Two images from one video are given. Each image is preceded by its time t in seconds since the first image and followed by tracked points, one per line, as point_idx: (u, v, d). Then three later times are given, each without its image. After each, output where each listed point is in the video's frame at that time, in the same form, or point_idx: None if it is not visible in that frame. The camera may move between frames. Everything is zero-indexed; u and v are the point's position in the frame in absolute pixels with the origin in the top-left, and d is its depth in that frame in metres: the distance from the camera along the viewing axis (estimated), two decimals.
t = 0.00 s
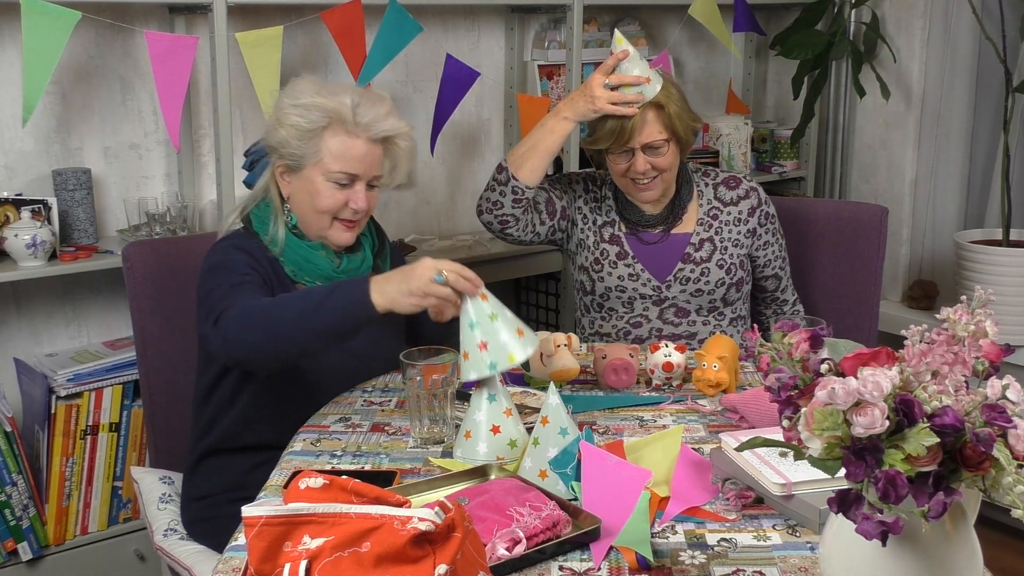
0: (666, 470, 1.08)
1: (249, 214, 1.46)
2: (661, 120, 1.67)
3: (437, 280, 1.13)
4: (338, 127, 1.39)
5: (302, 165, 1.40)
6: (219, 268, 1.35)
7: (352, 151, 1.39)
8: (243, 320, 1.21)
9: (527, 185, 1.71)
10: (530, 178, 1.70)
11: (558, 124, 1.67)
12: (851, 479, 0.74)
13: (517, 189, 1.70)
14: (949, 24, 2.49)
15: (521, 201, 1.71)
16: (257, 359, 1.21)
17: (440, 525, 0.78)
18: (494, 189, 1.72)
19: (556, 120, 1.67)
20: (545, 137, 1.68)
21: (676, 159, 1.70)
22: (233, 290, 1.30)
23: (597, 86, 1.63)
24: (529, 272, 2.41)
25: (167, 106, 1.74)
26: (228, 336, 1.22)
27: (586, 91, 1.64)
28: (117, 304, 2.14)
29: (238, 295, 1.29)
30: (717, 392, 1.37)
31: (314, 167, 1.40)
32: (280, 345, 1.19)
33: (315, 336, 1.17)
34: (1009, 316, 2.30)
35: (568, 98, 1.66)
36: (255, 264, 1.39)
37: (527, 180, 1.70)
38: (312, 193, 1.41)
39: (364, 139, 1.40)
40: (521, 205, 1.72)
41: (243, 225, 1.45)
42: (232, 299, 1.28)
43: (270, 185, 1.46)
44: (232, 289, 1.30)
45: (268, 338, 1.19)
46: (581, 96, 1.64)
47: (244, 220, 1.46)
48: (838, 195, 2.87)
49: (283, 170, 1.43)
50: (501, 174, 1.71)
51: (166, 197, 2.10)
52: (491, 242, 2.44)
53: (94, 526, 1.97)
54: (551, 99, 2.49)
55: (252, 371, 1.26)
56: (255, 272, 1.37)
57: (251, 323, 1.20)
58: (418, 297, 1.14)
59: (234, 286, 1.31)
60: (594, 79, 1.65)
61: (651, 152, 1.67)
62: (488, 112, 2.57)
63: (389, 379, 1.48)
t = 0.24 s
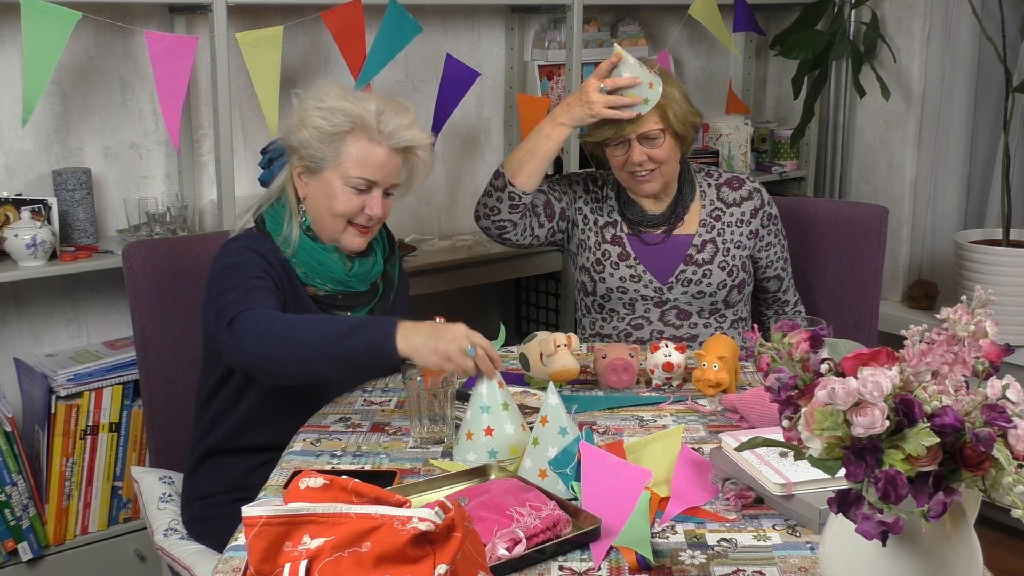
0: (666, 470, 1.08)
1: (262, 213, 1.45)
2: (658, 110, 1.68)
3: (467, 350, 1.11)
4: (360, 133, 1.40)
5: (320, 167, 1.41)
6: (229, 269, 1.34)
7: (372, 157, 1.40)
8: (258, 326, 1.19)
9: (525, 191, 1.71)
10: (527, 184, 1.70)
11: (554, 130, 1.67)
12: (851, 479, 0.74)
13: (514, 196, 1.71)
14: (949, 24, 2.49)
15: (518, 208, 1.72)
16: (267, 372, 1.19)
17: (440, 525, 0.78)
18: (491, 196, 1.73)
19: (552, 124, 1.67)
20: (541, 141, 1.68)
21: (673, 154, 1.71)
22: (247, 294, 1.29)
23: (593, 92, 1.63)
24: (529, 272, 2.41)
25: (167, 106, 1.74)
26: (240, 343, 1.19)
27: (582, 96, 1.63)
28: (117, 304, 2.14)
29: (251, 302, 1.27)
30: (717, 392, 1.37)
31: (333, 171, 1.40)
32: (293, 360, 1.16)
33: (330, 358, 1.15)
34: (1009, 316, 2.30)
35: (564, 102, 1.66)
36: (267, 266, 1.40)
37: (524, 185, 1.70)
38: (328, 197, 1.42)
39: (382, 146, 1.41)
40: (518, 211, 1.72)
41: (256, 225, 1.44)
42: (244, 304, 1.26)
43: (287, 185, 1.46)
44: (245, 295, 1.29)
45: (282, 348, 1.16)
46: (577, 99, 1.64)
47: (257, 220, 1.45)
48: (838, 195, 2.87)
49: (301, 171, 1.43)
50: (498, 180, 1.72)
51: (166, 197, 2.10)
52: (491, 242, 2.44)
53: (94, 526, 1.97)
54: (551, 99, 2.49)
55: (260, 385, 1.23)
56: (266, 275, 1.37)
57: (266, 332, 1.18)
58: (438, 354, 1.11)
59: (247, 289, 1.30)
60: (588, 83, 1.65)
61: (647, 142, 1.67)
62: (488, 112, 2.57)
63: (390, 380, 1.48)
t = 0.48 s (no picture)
0: (666, 470, 1.08)
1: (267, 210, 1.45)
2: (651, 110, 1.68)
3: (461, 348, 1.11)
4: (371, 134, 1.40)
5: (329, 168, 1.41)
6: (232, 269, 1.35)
7: (382, 159, 1.40)
8: (258, 329, 1.20)
9: (532, 184, 1.70)
10: (535, 177, 1.70)
11: (562, 122, 1.65)
12: (851, 479, 0.74)
13: (521, 188, 1.70)
14: (949, 23, 2.49)
15: (525, 201, 1.71)
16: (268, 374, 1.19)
17: (440, 524, 0.78)
18: (497, 189, 1.72)
19: (558, 117, 1.65)
20: (547, 136, 1.67)
21: (672, 153, 1.71)
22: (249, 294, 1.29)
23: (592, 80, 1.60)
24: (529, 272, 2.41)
25: (167, 105, 1.74)
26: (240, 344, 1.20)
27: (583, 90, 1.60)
28: (117, 304, 2.14)
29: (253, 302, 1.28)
30: (717, 392, 1.37)
31: (343, 171, 1.41)
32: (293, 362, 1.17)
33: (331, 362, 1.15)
34: (1009, 316, 2.30)
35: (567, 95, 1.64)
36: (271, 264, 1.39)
37: (531, 179, 1.70)
38: (336, 198, 1.42)
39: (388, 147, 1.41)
40: (525, 204, 1.72)
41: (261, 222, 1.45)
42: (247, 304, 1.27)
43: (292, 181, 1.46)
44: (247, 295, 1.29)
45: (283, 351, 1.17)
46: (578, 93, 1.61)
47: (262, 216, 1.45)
48: (838, 195, 2.87)
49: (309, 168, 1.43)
50: (504, 173, 1.71)
51: (166, 197, 2.10)
52: (491, 242, 2.44)
53: (94, 526, 1.97)
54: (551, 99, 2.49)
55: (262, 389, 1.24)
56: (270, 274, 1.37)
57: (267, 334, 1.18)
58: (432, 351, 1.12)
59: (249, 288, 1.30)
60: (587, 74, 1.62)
61: (641, 142, 1.67)
62: (488, 112, 2.57)
63: (390, 380, 1.48)
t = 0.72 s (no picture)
0: (666, 470, 1.08)
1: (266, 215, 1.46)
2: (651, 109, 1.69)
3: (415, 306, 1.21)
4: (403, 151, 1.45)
5: (361, 184, 1.44)
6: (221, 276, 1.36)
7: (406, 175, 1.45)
8: (230, 343, 1.26)
9: (534, 180, 1.70)
10: (537, 173, 1.70)
11: (564, 117, 1.65)
12: (851, 479, 0.74)
13: (524, 183, 1.70)
14: (949, 23, 2.49)
15: (529, 197, 1.71)
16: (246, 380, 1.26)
17: (440, 525, 0.78)
18: (500, 186, 1.72)
19: (560, 113, 1.65)
20: (548, 132, 1.67)
21: (672, 154, 1.71)
22: (227, 305, 1.32)
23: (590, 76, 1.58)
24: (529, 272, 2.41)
25: (167, 105, 1.74)
26: (212, 359, 1.26)
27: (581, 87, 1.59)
28: (117, 304, 2.14)
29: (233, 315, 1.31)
30: (717, 392, 1.37)
31: (374, 188, 1.45)
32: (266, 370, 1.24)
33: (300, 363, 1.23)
34: (1009, 316, 2.30)
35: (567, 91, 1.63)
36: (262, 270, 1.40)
37: (534, 175, 1.70)
38: (363, 213, 1.47)
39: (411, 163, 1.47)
40: (528, 201, 1.71)
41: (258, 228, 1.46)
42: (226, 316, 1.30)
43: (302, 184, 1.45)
44: (226, 307, 1.32)
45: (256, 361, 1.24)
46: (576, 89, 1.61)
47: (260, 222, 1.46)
48: (838, 194, 2.87)
49: (335, 180, 1.45)
50: (508, 169, 1.71)
51: (166, 197, 2.10)
52: (491, 242, 2.44)
53: (94, 526, 1.97)
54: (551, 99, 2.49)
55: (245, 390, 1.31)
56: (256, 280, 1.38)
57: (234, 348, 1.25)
58: (397, 322, 1.20)
59: (227, 298, 1.33)
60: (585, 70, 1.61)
61: (642, 142, 1.68)
62: (488, 112, 2.57)
63: (390, 379, 1.48)
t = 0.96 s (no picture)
0: (665, 470, 1.08)
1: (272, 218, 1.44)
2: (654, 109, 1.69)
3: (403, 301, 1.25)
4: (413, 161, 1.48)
5: (373, 191, 1.46)
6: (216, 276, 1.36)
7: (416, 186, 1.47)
8: (213, 347, 1.26)
9: (531, 178, 1.69)
10: (533, 172, 1.69)
11: (559, 114, 1.63)
12: (851, 479, 0.74)
13: (521, 182, 1.69)
14: (949, 23, 2.49)
15: (525, 196, 1.70)
16: (236, 383, 1.27)
17: (440, 524, 0.78)
18: (499, 186, 1.71)
19: (554, 110, 1.63)
20: (543, 130, 1.66)
21: (673, 153, 1.70)
22: (215, 307, 1.32)
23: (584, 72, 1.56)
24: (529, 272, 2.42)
25: (167, 106, 1.74)
26: (194, 364, 1.27)
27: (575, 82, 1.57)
28: (117, 304, 2.14)
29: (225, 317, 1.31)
30: (717, 392, 1.37)
31: (384, 196, 1.47)
32: (249, 375, 1.26)
33: (285, 365, 1.25)
34: (1009, 316, 2.30)
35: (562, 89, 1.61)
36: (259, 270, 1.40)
37: (531, 173, 1.69)
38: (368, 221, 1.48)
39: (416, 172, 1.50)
40: (526, 200, 1.71)
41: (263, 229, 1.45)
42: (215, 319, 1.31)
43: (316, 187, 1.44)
44: (216, 310, 1.32)
45: (239, 365, 1.25)
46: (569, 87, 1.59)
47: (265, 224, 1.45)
48: (838, 194, 2.87)
49: (349, 186, 1.45)
50: (505, 169, 1.70)
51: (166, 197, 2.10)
52: (491, 242, 2.44)
53: (94, 526, 1.97)
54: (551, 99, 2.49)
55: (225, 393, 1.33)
56: (251, 281, 1.38)
57: (217, 352, 1.26)
58: (384, 318, 1.24)
59: (218, 301, 1.33)
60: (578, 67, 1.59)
61: (646, 139, 1.68)
62: (488, 112, 2.57)
63: (389, 379, 1.48)
